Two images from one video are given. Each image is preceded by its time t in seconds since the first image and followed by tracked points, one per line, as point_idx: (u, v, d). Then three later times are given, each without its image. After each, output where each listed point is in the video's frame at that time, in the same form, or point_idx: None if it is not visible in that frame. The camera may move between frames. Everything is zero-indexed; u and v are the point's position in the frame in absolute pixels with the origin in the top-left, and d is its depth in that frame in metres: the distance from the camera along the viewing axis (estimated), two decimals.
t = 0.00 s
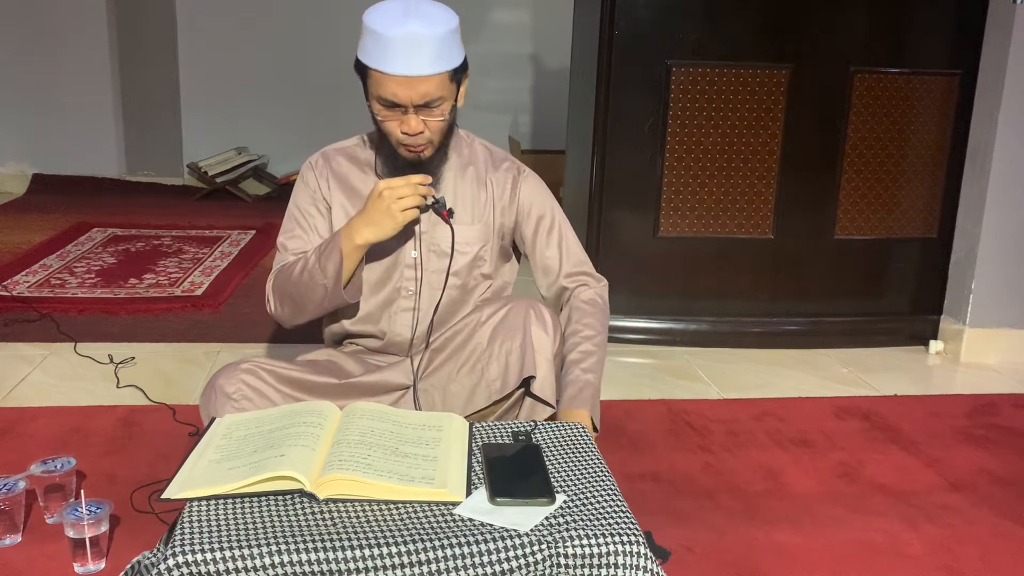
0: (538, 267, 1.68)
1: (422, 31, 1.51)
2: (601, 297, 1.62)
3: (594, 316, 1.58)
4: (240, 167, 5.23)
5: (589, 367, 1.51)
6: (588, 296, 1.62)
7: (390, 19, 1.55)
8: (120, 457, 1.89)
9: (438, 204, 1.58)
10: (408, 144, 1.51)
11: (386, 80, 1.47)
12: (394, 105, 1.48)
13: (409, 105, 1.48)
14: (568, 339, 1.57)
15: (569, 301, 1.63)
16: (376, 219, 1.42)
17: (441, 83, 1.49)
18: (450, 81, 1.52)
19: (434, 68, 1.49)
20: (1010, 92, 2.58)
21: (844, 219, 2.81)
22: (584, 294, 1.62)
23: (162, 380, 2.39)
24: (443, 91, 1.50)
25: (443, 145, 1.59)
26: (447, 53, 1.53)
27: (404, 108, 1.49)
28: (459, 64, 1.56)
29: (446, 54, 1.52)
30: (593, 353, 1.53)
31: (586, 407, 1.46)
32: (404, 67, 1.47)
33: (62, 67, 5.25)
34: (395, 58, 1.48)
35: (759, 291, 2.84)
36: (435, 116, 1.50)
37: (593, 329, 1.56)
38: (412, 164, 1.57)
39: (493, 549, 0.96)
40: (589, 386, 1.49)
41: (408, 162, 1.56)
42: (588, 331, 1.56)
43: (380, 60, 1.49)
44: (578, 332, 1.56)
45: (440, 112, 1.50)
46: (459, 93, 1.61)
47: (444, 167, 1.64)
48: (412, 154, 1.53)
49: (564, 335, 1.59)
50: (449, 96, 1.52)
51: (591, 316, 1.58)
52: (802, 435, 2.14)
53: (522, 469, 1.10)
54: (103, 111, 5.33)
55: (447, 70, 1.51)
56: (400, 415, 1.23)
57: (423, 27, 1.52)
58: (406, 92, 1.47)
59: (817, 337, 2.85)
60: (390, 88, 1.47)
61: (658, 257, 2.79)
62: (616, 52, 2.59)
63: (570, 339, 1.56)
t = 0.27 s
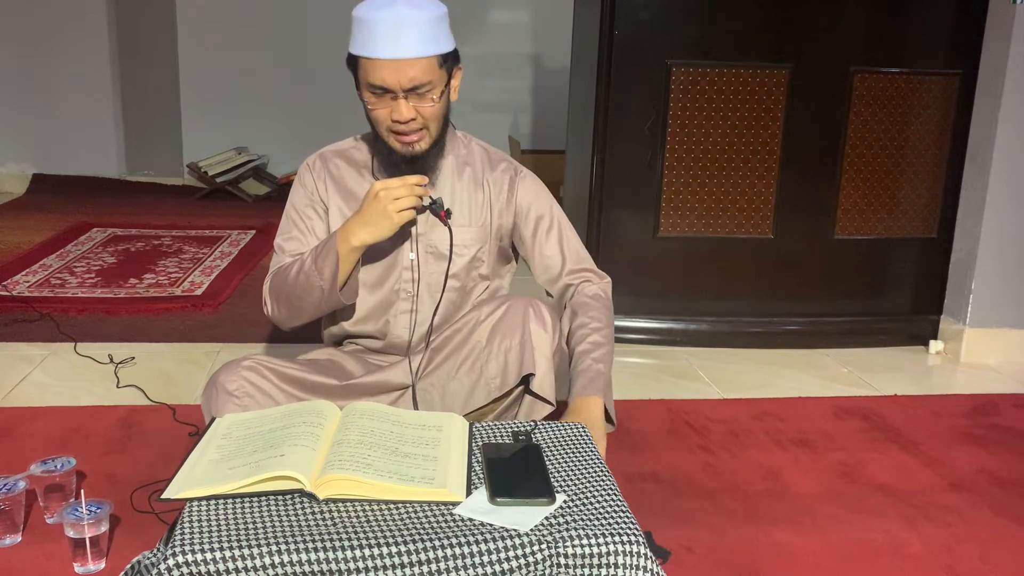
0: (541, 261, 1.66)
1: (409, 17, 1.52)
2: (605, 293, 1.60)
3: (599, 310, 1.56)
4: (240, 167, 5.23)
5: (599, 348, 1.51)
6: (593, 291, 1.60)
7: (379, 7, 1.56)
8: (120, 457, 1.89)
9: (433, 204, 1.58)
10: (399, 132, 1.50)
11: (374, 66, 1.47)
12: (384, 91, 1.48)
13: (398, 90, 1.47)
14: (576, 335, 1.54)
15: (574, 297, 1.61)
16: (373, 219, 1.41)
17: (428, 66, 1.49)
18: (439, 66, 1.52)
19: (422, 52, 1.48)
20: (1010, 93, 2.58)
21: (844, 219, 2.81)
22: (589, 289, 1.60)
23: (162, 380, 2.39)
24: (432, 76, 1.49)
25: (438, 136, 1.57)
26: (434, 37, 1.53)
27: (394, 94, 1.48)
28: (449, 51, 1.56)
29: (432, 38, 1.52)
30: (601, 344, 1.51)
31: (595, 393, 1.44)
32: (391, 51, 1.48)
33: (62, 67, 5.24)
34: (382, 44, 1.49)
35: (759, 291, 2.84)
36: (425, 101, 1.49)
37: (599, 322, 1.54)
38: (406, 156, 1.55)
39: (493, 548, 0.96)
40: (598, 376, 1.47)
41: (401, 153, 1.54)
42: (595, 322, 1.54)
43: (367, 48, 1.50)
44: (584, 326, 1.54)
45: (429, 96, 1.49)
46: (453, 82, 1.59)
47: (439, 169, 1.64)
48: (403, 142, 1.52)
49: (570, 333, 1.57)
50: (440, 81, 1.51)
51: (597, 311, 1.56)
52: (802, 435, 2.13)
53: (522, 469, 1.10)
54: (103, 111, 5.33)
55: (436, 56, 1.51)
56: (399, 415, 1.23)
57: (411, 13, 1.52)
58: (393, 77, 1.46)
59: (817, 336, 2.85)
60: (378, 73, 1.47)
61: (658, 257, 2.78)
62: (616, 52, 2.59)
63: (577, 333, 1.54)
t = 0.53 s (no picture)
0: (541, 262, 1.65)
1: (399, 12, 1.51)
2: (603, 295, 1.59)
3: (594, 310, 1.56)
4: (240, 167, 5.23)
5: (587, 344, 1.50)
6: (589, 294, 1.59)
7: (369, 4, 1.56)
8: (120, 457, 1.89)
9: (433, 205, 1.59)
10: (398, 130, 1.51)
11: (367, 65, 1.48)
12: (378, 89, 1.48)
13: (392, 88, 1.47)
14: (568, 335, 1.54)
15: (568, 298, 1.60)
16: (374, 221, 1.42)
17: (421, 61, 1.48)
18: (433, 59, 1.51)
19: (413, 48, 1.48)
20: (1010, 93, 2.58)
21: (844, 218, 2.81)
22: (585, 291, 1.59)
23: (162, 380, 2.39)
24: (425, 71, 1.49)
25: (437, 130, 1.58)
26: (426, 32, 1.52)
27: (388, 91, 1.49)
28: (442, 45, 1.55)
29: (424, 33, 1.52)
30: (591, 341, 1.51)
31: (580, 391, 1.45)
32: (382, 49, 1.48)
33: (62, 67, 5.24)
34: (372, 41, 1.49)
35: (759, 291, 2.84)
36: (421, 97, 1.50)
37: (592, 323, 1.54)
38: (405, 154, 1.56)
39: (493, 548, 0.96)
40: (585, 375, 1.47)
41: (401, 151, 1.56)
42: (586, 325, 1.53)
43: (360, 48, 1.50)
44: (576, 326, 1.54)
45: (424, 91, 1.50)
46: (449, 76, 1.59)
47: (436, 169, 1.64)
48: (403, 139, 1.53)
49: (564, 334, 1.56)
50: (434, 76, 1.51)
51: (591, 313, 1.55)
52: (802, 435, 2.14)
53: (522, 469, 1.10)
54: (103, 111, 5.33)
55: (428, 50, 1.50)
56: (399, 415, 1.23)
57: (400, 9, 1.52)
58: (387, 75, 1.47)
59: (817, 337, 2.85)
60: (371, 73, 1.48)
61: (658, 257, 2.78)
62: (616, 52, 2.59)
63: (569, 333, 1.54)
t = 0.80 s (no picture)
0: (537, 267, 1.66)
1: (398, 8, 1.52)
2: (594, 307, 1.62)
3: (583, 324, 1.60)
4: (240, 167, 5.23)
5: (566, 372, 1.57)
6: (579, 305, 1.62)
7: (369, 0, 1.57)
8: (120, 457, 1.89)
9: (434, 206, 1.58)
10: (396, 125, 1.51)
11: (366, 60, 1.48)
12: (378, 85, 1.49)
13: (391, 83, 1.48)
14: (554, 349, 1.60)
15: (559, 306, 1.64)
16: (373, 222, 1.42)
17: (420, 57, 1.49)
18: (432, 56, 1.51)
19: (412, 43, 1.48)
20: (1010, 93, 2.58)
21: (844, 218, 2.81)
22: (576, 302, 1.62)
23: (162, 380, 2.39)
24: (423, 66, 1.49)
25: (437, 127, 1.58)
26: (425, 28, 1.52)
27: (388, 87, 1.49)
28: (441, 41, 1.55)
29: (424, 30, 1.52)
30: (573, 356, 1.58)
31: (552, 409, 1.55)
32: (382, 44, 1.48)
33: (62, 67, 5.24)
34: (371, 36, 1.49)
35: (760, 290, 2.84)
36: (419, 92, 1.50)
37: (578, 336, 1.59)
38: (404, 150, 1.56)
39: (493, 548, 0.96)
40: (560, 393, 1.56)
41: (400, 147, 1.56)
42: (573, 337, 1.59)
43: (359, 43, 1.51)
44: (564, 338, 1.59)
45: (424, 87, 1.50)
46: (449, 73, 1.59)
47: (435, 168, 1.64)
48: (402, 135, 1.53)
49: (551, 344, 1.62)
50: (433, 71, 1.51)
51: (579, 326, 1.60)
52: (802, 435, 2.14)
53: (521, 468, 1.10)
54: (103, 111, 5.33)
55: (426, 46, 1.51)
56: (400, 415, 1.23)
57: (400, 4, 1.52)
58: (385, 69, 1.47)
59: (817, 337, 2.85)
60: (369, 67, 1.48)
61: (658, 256, 2.79)
62: (616, 52, 2.59)
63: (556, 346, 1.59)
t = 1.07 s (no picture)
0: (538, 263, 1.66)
1: (398, 5, 1.52)
2: (597, 302, 1.61)
3: (587, 318, 1.58)
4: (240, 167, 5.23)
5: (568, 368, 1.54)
6: (581, 300, 1.61)
7: None
8: (120, 457, 1.89)
9: (436, 206, 1.57)
10: (396, 123, 1.51)
11: (365, 57, 1.48)
12: (376, 82, 1.49)
13: (389, 80, 1.47)
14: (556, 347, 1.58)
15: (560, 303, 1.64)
16: (376, 223, 1.42)
17: (419, 54, 1.49)
18: (431, 54, 1.51)
19: (411, 40, 1.49)
20: (1010, 93, 2.58)
21: (844, 218, 2.81)
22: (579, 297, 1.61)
23: (162, 380, 2.39)
24: (423, 63, 1.49)
25: (436, 126, 1.58)
26: (423, 26, 1.53)
27: (386, 84, 1.49)
28: (441, 39, 1.55)
29: (422, 28, 1.52)
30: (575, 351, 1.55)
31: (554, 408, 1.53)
32: (380, 42, 1.48)
33: (62, 67, 5.24)
34: (370, 33, 1.50)
35: (760, 290, 2.84)
36: (418, 90, 1.50)
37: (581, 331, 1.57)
38: (402, 149, 1.55)
39: (493, 548, 0.96)
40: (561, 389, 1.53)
41: (399, 146, 1.55)
42: (575, 333, 1.57)
43: (358, 41, 1.51)
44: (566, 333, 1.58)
45: (422, 84, 1.49)
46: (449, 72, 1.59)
47: (435, 165, 1.64)
48: (401, 133, 1.53)
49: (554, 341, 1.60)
50: (433, 69, 1.51)
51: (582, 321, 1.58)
52: (802, 435, 2.14)
53: (521, 468, 1.10)
54: (103, 111, 5.33)
55: (426, 43, 1.51)
56: (400, 415, 1.23)
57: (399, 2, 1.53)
58: (384, 66, 1.47)
59: (817, 337, 2.85)
60: (368, 64, 1.48)
61: (658, 256, 2.79)
62: (616, 52, 2.59)
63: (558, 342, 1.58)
